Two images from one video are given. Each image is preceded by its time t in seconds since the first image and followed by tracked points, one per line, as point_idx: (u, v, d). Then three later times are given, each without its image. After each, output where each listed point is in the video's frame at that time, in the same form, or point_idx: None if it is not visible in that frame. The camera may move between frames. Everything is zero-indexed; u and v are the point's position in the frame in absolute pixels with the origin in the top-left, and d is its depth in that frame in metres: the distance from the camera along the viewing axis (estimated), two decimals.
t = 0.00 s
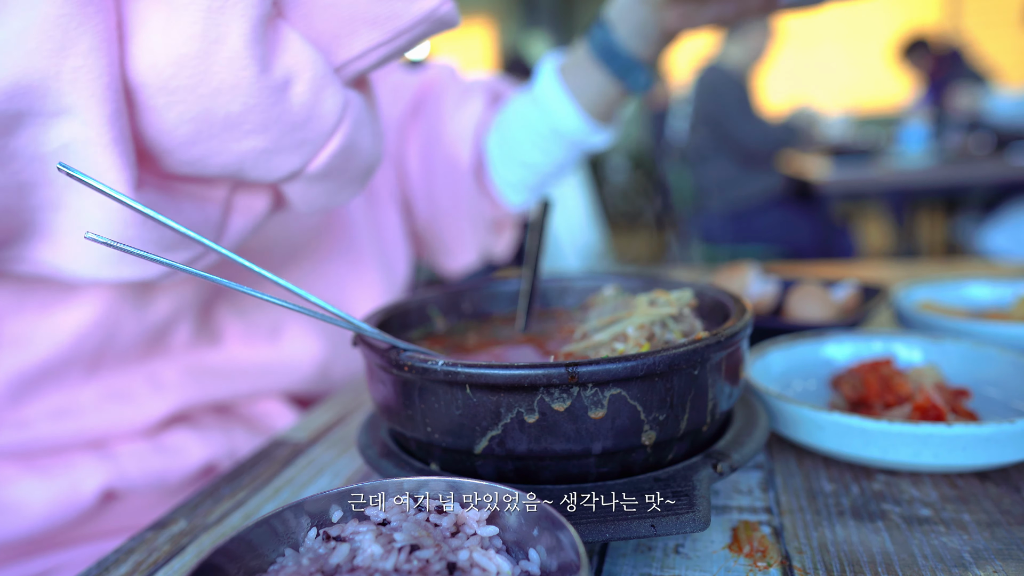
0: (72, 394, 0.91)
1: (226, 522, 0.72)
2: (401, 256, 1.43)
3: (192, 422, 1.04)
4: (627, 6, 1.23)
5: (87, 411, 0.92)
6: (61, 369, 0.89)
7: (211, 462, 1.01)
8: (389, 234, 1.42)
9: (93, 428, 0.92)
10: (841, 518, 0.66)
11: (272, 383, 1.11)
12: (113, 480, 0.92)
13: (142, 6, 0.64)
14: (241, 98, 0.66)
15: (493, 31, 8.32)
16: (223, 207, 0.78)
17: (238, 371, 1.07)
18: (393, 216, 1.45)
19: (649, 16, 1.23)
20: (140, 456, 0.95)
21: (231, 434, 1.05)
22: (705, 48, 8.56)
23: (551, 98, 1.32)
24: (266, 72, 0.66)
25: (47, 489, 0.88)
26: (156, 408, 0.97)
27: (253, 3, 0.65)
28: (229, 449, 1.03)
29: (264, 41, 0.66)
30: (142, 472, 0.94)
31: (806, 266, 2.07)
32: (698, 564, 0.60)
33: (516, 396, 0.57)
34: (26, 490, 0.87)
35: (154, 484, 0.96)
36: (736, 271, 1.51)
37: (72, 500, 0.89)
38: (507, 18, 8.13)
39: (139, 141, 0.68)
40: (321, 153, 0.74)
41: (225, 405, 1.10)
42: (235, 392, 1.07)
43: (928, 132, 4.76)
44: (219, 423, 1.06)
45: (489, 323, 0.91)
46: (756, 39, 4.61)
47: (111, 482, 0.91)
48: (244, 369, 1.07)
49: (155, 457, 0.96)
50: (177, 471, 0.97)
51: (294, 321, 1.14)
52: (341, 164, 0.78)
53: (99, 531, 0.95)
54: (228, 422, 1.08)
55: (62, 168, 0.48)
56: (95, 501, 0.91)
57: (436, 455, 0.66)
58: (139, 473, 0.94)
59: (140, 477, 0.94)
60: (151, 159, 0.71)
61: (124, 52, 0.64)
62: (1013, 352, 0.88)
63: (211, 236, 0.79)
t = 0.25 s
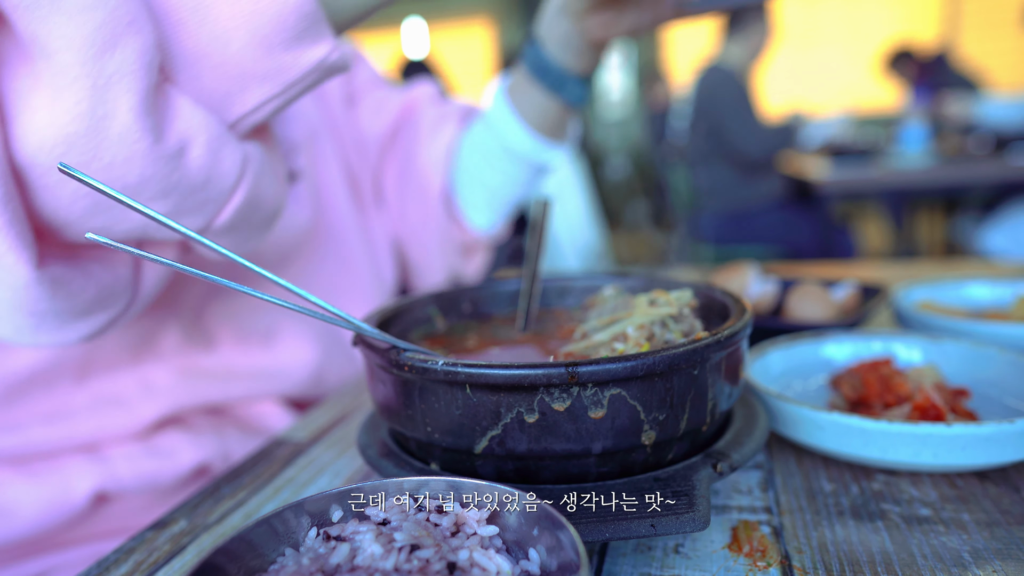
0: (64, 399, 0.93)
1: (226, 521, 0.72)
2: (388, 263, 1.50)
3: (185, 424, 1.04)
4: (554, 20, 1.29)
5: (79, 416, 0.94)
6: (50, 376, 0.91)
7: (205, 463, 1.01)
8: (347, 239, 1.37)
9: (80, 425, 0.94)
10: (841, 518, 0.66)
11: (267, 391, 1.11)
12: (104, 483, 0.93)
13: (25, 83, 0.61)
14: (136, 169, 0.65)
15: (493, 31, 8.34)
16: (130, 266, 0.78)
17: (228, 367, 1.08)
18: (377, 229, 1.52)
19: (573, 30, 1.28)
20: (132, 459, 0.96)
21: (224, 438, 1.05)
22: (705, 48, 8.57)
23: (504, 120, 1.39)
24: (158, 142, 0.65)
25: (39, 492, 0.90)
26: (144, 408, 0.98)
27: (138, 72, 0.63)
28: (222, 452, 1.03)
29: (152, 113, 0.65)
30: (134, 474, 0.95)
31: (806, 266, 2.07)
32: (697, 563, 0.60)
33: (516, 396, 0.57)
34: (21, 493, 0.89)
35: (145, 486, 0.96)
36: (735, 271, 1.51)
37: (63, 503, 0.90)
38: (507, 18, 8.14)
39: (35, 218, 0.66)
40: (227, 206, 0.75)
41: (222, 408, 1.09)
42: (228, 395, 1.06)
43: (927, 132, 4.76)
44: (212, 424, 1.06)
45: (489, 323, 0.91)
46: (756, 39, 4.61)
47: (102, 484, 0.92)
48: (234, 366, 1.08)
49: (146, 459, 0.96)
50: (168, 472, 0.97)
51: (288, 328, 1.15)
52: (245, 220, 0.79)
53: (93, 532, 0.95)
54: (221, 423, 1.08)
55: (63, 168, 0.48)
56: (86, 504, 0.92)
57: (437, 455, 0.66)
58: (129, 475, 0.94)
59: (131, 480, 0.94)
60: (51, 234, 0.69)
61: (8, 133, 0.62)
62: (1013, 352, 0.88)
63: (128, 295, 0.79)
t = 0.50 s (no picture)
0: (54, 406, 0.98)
1: (226, 522, 0.72)
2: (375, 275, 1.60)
3: (177, 427, 1.08)
4: (476, 54, 1.37)
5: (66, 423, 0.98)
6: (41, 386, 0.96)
7: (198, 465, 1.04)
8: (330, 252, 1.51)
9: (76, 429, 0.98)
10: (841, 518, 0.66)
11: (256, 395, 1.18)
12: (97, 487, 0.95)
13: None
14: (53, 295, 0.69)
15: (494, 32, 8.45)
16: (58, 362, 0.82)
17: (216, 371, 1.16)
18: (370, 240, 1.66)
19: (491, 61, 1.36)
20: (126, 464, 0.98)
21: (217, 442, 1.09)
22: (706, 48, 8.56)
23: (440, 157, 1.53)
24: (69, 269, 0.69)
25: (31, 497, 0.91)
26: (137, 409, 1.03)
27: (41, 210, 0.66)
28: (215, 456, 1.07)
29: (63, 238, 0.69)
30: (127, 478, 0.97)
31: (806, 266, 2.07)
32: (698, 563, 0.60)
33: (516, 396, 0.57)
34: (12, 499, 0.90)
35: (139, 489, 0.98)
36: (736, 271, 1.51)
37: (55, 506, 0.91)
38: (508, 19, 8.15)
39: None
40: (144, 301, 0.80)
41: (213, 413, 1.15)
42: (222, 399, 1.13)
43: (928, 132, 4.76)
44: (204, 427, 1.10)
45: (489, 323, 0.91)
46: (756, 38, 4.62)
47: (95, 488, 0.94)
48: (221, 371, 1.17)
49: (141, 465, 0.99)
50: (161, 476, 1.00)
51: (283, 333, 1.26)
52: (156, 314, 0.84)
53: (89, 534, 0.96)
54: (214, 428, 1.12)
55: (64, 168, 0.50)
56: (78, 507, 0.93)
57: (437, 455, 0.66)
58: (123, 479, 0.97)
59: (125, 483, 0.97)
60: None
61: None
62: (1014, 352, 0.88)
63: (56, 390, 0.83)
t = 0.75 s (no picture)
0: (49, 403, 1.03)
1: (226, 521, 0.72)
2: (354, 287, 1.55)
3: (174, 427, 1.10)
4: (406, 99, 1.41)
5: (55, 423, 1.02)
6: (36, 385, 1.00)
7: (194, 466, 1.04)
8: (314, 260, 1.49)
9: (74, 434, 1.02)
10: (841, 518, 0.66)
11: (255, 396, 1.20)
12: (93, 487, 0.96)
13: None
14: None
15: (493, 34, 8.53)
16: (18, 425, 0.87)
17: (211, 376, 1.20)
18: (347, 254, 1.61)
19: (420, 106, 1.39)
20: (122, 467, 0.99)
21: (214, 442, 1.09)
22: (705, 48, 8.58)
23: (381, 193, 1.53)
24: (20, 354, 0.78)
25: (27, 498, 0.91)
26: (132, 413, 1.06)
27: None
28: (212, 455, 1.07)
29: (9, 326, 0.78)
30: (124, 480, 0.98)
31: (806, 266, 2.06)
32: (698, 563, 0.60)
33: (516, 396, 0.57)
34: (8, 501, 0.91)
35: (135, 489, 0.99)
36: (736, 271, 1.51)
37: (52, 506, 0.92)
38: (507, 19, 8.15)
39: None
40: (91, 371, 0.90)
41: (214, 416, 1.17)
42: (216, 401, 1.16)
43: (927, 132, 4.76)
44: (202, 428, 1.12)
45: (489, 322, 0.91)
46: (756, 38, 4.62)
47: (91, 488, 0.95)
48: (216, 375, 1.21)
49: (137, 466, 1.00)
50: (157, 476, 1.00)
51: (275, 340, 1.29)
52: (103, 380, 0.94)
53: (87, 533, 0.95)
54: (211, 427, 1.13)
55: (63, 167, 0.50)
56: (75, 507, 0.94)
57: (436, 455, 0.66)
58: (120, 480, 0.98)
59: (121, 484, 0.98)
60: None
61: None
62: (1013, 352, 0.88)
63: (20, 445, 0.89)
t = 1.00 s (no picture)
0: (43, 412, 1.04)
1: (226, 521, 0.72)
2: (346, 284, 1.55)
3: (172, 428, 1.11)
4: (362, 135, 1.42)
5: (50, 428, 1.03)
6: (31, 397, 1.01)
7: (193, 466, 1.04)
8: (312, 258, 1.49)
9: (72, 435, 1.02)
10: (841, 517, 0.66)
11: (252, 395, 1.20)
12: (89, 487, 0.96)
13: None
14: None
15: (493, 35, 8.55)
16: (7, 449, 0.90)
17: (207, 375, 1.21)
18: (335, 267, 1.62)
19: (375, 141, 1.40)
20: (119, 467, 1.00)
21: (212, 442, 1.09)
22: (705, 48, 8.55)
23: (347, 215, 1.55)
24: None
25: (25, 500, 0.91)
26: (129, 413, 1.07)
27: None
28: (211, 455, 1.07)
29: None
30: (121, 479, 0.98)
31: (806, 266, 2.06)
32: (698, 563, 0.60)
33: (516, 396, 0.57)
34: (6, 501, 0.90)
35: (135, 490, 0.99)
36: (736, 271, 1.51)
37: (51, 508, 0.92)
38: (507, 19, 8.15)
39: None
40: (67, 391, 0.94)
41: (212, 416, 1.17)
42: (213, 400, 1.16)
43: (927, 132, 4.76)
44: (200, 427, 1.13)
45: (489, 322, 0.91)
46: (756, 39, 4.62)
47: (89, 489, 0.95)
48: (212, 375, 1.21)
49: (135, 466, 1.00)
50: (156, 476, 1.00)
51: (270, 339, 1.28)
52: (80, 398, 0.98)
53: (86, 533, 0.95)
54: (208, 427, 1.14)
55: (62, 167, 0.50)
56: (72, 507, 0.94)
57: (437, 455, 0.66)
58: (117, 480, 0.98)
59: (120, 484, 0.98)
60: None
61: None
62: (1013, 352, 0.88)
63: (7, 466, 0.90)
